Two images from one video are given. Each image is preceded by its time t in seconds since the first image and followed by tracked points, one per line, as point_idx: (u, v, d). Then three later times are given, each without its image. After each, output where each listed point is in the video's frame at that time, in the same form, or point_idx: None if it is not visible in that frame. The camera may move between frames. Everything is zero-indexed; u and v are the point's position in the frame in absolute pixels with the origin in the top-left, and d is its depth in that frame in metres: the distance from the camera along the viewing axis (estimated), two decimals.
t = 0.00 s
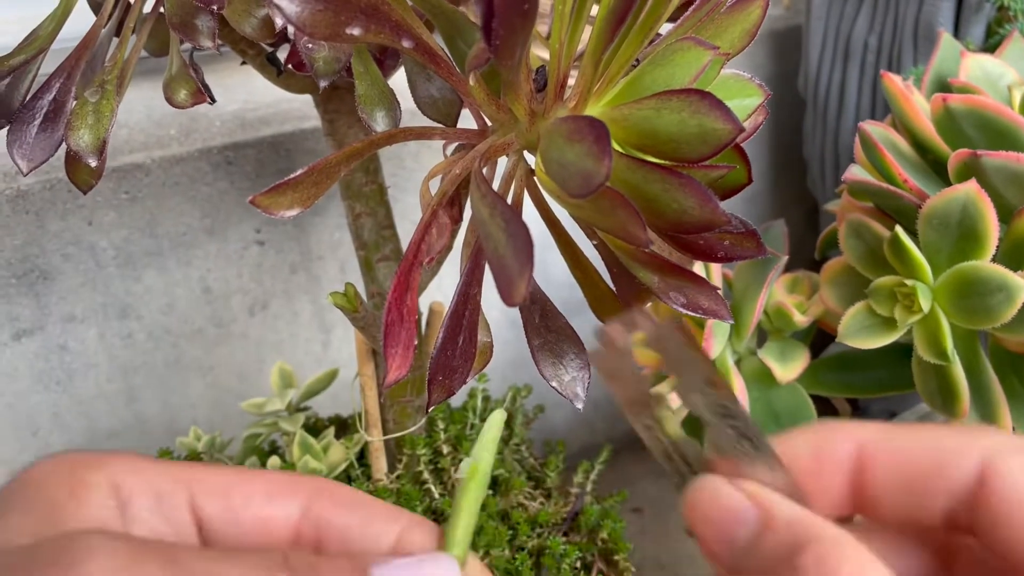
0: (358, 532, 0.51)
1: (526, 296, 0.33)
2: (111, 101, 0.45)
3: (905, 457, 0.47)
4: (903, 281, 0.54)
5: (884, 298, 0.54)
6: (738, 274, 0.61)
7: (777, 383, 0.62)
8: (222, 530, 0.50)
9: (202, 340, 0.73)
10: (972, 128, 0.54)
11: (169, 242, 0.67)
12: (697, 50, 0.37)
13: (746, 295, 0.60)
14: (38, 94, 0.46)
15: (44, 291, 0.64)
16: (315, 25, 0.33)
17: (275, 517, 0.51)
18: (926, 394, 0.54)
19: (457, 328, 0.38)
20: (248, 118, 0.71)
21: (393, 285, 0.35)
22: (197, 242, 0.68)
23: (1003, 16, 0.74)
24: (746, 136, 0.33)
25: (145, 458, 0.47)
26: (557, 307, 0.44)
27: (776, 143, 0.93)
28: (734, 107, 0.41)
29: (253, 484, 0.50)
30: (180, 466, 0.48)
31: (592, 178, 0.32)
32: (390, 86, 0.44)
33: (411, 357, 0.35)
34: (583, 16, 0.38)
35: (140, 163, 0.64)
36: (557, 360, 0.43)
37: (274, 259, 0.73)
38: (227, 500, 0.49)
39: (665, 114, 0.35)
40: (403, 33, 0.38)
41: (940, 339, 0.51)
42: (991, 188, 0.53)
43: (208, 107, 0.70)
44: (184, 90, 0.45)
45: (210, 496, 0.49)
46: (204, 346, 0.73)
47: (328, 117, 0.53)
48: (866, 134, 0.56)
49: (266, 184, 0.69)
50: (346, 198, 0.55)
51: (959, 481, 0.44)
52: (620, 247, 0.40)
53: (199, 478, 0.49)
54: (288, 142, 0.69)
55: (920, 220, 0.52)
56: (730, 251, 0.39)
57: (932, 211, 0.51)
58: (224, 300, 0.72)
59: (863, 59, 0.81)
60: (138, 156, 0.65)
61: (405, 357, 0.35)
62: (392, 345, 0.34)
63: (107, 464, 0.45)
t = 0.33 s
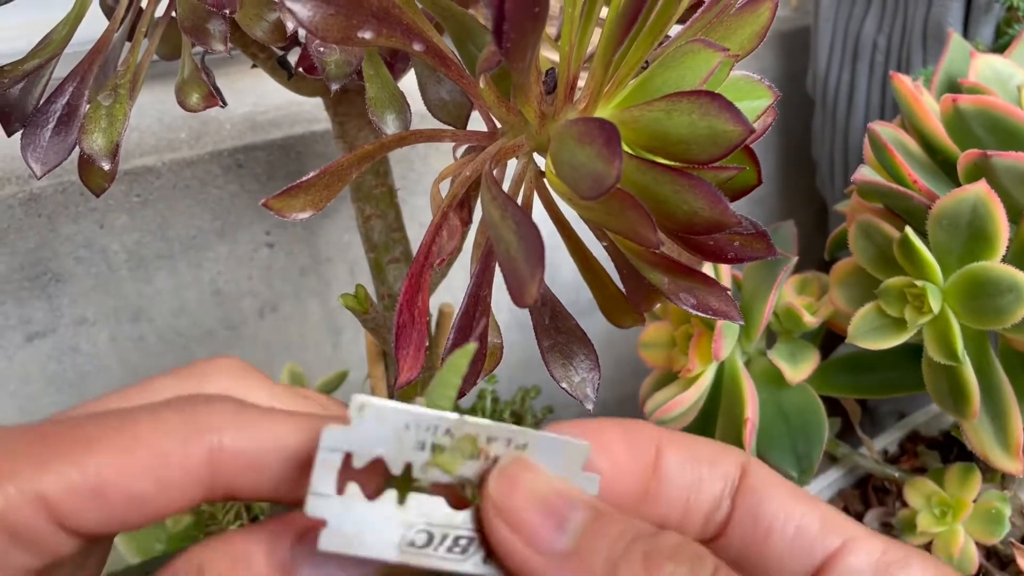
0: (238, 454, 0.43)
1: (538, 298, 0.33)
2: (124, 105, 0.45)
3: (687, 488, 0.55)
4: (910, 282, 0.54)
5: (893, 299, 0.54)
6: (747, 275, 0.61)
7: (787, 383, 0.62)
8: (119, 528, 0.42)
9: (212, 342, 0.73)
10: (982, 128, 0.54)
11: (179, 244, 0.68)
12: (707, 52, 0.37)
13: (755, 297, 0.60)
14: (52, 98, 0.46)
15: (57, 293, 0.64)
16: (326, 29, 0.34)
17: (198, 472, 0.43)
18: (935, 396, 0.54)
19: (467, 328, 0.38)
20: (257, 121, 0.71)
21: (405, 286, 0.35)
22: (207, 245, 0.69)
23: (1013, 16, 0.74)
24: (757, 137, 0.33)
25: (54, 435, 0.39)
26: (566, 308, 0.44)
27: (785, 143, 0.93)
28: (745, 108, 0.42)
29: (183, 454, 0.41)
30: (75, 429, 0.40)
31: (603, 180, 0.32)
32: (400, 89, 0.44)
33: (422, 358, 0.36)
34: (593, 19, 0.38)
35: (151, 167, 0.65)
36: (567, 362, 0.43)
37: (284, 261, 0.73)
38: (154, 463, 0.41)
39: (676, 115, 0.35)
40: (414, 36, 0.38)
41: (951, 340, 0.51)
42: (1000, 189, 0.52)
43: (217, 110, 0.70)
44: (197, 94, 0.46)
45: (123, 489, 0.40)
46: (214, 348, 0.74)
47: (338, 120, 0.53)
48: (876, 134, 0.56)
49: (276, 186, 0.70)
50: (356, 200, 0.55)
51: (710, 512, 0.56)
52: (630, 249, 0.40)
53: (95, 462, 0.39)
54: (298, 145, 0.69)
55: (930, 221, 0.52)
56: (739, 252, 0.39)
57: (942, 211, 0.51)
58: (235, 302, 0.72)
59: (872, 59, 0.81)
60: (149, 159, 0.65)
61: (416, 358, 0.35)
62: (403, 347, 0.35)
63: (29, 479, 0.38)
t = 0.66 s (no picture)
0: (198, 472, 0.42)
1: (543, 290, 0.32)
2: (121, 95, 0.45)
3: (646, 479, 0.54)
4: (924, 274, 0.53)
5: (905, 292, 0.53)
6: (755, 267, 0.60)
7: (796, 377, 0.61)
8: (83, 547, 0.42)
9: (214, 337, 0.73)
10: (996, 116, 0.53)
11: (180, 238, 0.67)
12: (717, 38, 0.36)
13: (764, 289, 0.59)
14: (48, 88, 0.46)
15: (56, 287, 0.63)
16: (326, 15, 0.33)
17: (163, 490, 0.42)
18: (947, 389, 0.53)
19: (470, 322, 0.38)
20: (258, 113, 0.70)
21: (407, 279, 0.35)
22: (208, 238, 0.68)
23: None
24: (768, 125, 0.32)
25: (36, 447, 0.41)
26: (571, 301, 0.44)
27: (792, 135, 0.92)
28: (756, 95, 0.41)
29: (148, 474, 0.41)
30: (37, 449, 0.40)
31: (610, 168, 0.31)
32: (402, 78, 0.44)
33: (424, 352, 0.35)
34: (599, 4, 0.37)
35: (151, 159, 0.64)
36: (572, 356, 0.42)
37: (285, 255, 0.73)
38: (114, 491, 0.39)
39: (685, 103, 0.34)
40: (416, 23, 0.37)
41: (964, 333, 0.50)
42: (1015, 179, 0.52)
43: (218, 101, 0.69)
44: (195, 83, 0.45)
45: (82, 507, 0.40)
46: (215, 343, 0.73)
47: (339, 111, 0.53)
48: (887, 123, 0.55)
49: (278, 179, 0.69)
50: (358, 192, 0.55)
51: (676, 502, 0.54)
52: (638, 240, 0.40)
53: (57, 479, 0.40)
54: (299, 138, 0.69)
55: (942, 212, 0.52)
56: (750, 243, 0.38)
57: (955, 201, 0.50)
58: (236, 296, 0.72)
59: (881, 49, 0.80)
60: (149, 151, 0.64)
61: (418, 352, 0.35)
62: (405, 340, 0.34)
63: None
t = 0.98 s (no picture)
0: (196, 485, 0.46)
1: (546, 292, 0.32)
2: (127, 98, 0.45)
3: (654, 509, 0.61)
4: (926, 276, 0.53)
5: (907, 294, 0.54)
6: (758, 268, 0.60)
7: (798, 378, 0.61)
8: (85, 561, 0.45)
9: (217, 338, 0.73)
10: (998, 119, 0.53)
11: (183, 239, 0.67)
12: (720, 41, 0.36)
13: (767, 291, 0.59)
14: (53, 91, 0.46)
15: (60, 289, 0.64)
16: (332, 19, 0.33)
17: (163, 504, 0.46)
18: (949, 391, 0.54)
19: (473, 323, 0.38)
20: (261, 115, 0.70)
21: (412, 280, 0.35)
22: (211, 240, 0.68)
23: None
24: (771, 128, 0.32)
25: (38, 471, 0.44)
26: (575, 304, 0.44)
27: (794, 137, 0.92)
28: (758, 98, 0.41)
29: (147, 485, 0.45)
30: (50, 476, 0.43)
31: (613, 171, 0.31)
32: (407, 80, 0.44)
33: (429, 353, 0.35)
34: (602, 7, 0.37)
35: (154, 161, 0.64)
36: (576, 357, 0.42)
37: (288, 257, 0.73)
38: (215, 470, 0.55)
39: (688, 106, 0.34)
40: (421, 26, 0.37)
41: (966, 334, 0.51)
42: (1016, 181, 0.52)
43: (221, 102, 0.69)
44: (200, 86, 0.45)
45: (84, 519, 0.44)
46: (219, 344, 0.73)
47: (342, 114, 0.53)
48: (890, 126, 0.55)
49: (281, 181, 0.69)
50: (362, 194, 0.55)
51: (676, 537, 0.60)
52: (641, 242, 0.40)
53: (59, 494, 0.43)
54: (302, 138, 0.69)
55: (944, 213, 0.52)
56: (751, 245, 0.38)
57: (957, 203, 0.51)
58: (240, 297, 0.72)
59: (884, 52, 0.80)
60: (153, 153, 0.64)
61: (423, 353, 0.35)
62: (410, 341, 0.34)
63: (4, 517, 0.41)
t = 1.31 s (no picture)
0: (204, 506, 0.45)
1: (549, 297, 0.32)
2: (129, 101, 0.45)
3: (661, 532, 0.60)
4: (929, 279, 0.53)
5: (910, 297, 0.54)
6: (761, 271, 0.60)
7: (800, 382, 0.61)
8: None
9: (217, 341, 0.73)
10: (1001, 123, 0.53)
11: (184, 242, 0.67)
12: (722, 45, 0.36)
13: (770, 294, 0.59)
14: (55, 94, 0.46)
15: (61, 291, 0.64)
16: (335, 22, 0.33)
17: (170, 529, 0.45)
18: (952, 394, 0.53)
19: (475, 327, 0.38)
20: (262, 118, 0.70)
21: (414, 284, 0.35)
22: (212, 243, 0.68)
23: None
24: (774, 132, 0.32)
25: (31, 476, 0.44)
26: (577, 307, 0.44)
27: (795, 140, 0.92)
28: (761, 101, 0.41)
29: (154, 512, 0.44)
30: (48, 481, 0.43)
31: (617, 175, 0.31)
32: (408, 83, 0.44)
33: (432, 357, 0.35)
34: (604, 12, 0.37)
35: (156, 164, 0.64)
36: (577, 360, 0.42)
37: (290, 260, 0.73)
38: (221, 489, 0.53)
39: (691, 110, 0.34)
40: (423, 30, 0.37)
41: (968, 338, 0.51)
42: (1019, 185, 0.52)
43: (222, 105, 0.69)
44: (202, 89, 0.45)
45: (88, 546, 0.42)
46: (219, 347, 0.73)
47: (345, 117, 0.53)
48: (892, 129, 0.55)
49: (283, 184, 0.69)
50: (363, 197, 0.54)
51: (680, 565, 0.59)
52: (644, 246, 0.40)
53: (61, 521, 0.42)
54: (304, 141, 0.69)
55: (947, 217, 0.52)
56: (754, 249, 0.38)
57: (960, 207, 0.51)
58: (241, 300, 0.72)
59: (885, 55, 0.80)
60: (154, 156, 0.64)
61: (426, 358, 0.35)
62: (412, 345, 0.34)
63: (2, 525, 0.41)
